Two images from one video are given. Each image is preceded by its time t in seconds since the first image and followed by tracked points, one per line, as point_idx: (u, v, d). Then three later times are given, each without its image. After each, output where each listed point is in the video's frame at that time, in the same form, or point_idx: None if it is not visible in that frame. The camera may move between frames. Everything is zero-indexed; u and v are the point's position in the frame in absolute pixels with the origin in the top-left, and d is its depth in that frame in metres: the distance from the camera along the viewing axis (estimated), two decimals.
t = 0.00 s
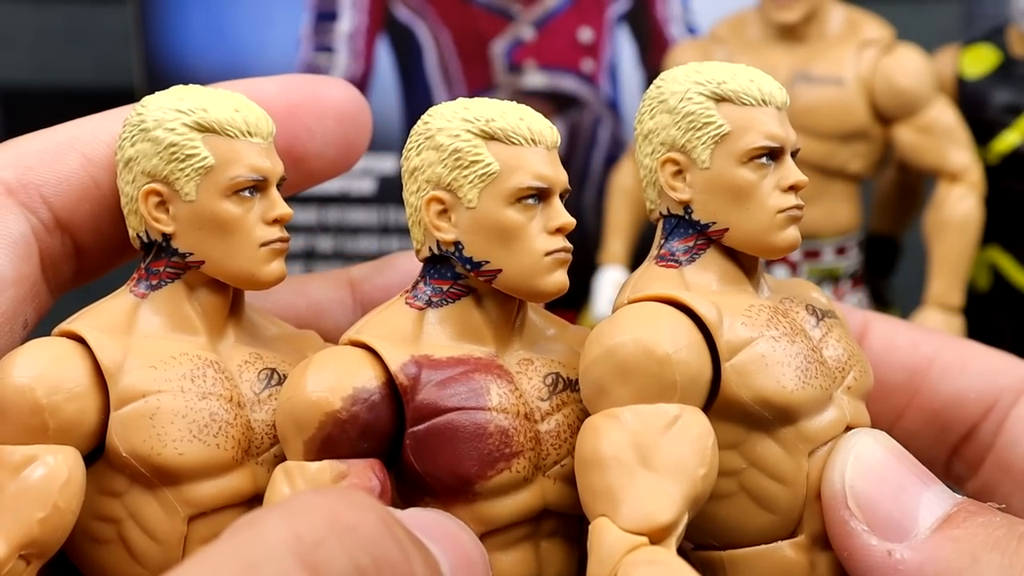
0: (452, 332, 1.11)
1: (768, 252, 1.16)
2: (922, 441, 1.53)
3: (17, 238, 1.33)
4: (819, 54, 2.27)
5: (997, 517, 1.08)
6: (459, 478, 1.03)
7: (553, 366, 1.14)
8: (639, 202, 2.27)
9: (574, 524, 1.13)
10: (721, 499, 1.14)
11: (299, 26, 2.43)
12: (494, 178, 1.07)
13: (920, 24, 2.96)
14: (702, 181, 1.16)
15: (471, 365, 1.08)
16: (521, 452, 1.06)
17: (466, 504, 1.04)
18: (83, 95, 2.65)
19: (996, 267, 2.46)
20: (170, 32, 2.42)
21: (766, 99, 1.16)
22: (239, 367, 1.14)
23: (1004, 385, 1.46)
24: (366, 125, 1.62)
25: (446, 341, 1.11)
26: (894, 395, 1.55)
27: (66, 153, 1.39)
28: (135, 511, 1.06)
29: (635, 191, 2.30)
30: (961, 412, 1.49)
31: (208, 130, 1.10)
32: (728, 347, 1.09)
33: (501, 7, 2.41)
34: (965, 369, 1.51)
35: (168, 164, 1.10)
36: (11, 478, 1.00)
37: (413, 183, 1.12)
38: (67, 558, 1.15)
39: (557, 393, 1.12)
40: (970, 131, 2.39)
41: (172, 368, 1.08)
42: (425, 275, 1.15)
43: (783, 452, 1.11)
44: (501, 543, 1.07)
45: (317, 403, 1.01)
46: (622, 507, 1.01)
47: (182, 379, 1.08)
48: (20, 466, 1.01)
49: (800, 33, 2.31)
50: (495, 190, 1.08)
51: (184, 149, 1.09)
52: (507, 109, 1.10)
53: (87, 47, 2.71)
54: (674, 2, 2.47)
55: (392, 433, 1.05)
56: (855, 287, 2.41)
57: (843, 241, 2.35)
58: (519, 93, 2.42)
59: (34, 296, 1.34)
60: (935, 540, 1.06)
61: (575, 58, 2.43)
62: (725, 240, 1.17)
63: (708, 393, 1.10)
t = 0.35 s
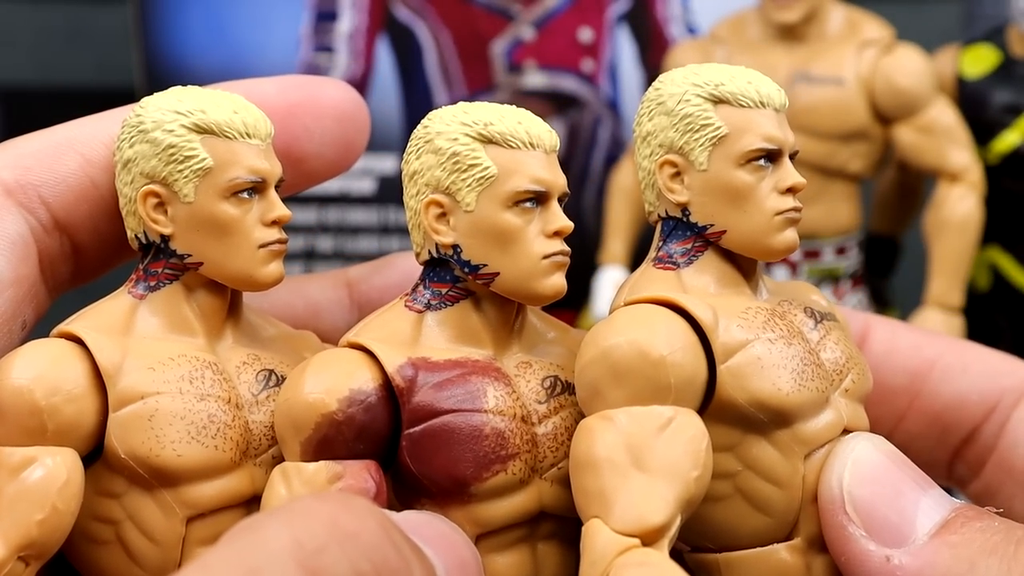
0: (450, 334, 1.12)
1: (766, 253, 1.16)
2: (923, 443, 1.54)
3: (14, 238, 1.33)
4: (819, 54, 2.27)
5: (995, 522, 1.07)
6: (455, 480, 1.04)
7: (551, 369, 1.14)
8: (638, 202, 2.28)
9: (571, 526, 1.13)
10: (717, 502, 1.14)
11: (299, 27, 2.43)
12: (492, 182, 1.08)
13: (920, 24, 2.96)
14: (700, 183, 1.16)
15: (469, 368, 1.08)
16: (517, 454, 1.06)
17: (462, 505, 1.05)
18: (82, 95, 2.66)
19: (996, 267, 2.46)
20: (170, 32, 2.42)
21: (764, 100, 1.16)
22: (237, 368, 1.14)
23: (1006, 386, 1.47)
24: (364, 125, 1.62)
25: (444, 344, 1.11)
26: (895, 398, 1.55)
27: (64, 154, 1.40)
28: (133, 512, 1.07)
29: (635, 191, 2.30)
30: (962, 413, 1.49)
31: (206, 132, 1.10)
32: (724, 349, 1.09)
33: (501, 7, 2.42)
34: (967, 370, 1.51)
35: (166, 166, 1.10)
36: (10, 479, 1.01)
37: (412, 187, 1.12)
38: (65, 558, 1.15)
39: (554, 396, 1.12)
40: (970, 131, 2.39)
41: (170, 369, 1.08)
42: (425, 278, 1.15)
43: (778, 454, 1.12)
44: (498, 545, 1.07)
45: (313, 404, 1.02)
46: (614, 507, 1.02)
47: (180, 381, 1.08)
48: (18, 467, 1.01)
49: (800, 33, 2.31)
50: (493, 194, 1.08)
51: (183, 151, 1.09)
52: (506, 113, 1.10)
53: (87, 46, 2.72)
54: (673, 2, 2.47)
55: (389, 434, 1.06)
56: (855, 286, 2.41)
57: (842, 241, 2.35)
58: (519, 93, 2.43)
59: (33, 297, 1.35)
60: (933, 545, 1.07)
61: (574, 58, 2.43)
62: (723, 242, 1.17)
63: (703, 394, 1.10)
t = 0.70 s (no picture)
0: (447, 335, 1.12)
1: (765, 255, 1.16)
2: (926, 441, 1.54)
3: (9, 242, 1.33)
4: (820, 54, 2.27)
5: (997, 521, 1.08)
6: (452, 480, 1.04)
7: (549, 369, 1.14)
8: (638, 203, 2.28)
9: (570, 527, 1.13)
10: (716, 504, 1.14)
11: (299, 27, 2.43)
12: (488, 182, 1.08)
13: (920, 24, 2.96)
14: (700, 184, 1.16)
15: (466, 368, 1.08)
16: (514, 454, 1.06)
17: (459, 505, 1.05)
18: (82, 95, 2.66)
19: (996, 266, 2.46)
20: (170, 32, 2.42)
21: (764, 101, 1.16)
22: (234, 369, 1.14)
23: (1010, 385, 1.46)
24: (357, 124, 1.62)
25: (441, 344, 1.11)
26: (898, 397, 1.54)
27: (58, 155, 1.39)
28: (130, 514, 1.07)
29: (635, 191, 2.30)
30: (966, 412, 1.49)
31: (201, 132, 1.10)
32: (722, 352, 1.09)
33: (501, 7, 2.42)
34: (971, 369, 1.50)
35: (161, 166, 1.10)
36: (7, 482, 1.01)
37: (409, 186, 1.12)
38: (62, 560, 1.16)
39: (552, 396, 1.12)
40: (970, 131, 2.39)
41: (167, 370, 1.08)
42: (422, 278, 1.15)
43: (777, 457, 1.12)
44: (495, 545, 1.07)
45: (311, 405, 1.02)
46: (612, 512, 1.02)
47: (177, 382, 1.08)
48: (15, 469, 1.01)
49: (800, 33, 2.32)
50: (490, 193, 1.08)
51: (178, 151, 1.09)
52: (503, 113, 1.10)
53: (88, 46, 2.72)
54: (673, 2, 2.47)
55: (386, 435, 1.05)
56: (855, 286, 2.41)
57: (843, 241, 2.35)
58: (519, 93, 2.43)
59: (27, 298, 1.34)
60: (936, 547, 1.06)
61: (574, 58, 2.43)
62: (723, 244, 1.18)
63: (701, 398, 1.10)
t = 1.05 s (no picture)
0: (434, 327, 1.12)
1: (756, 265, 1.16)
2: (921, 452, 1.53)
3: None
4: (819, 54, 2.28)
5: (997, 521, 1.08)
6: (439, 471, 1.04)
7: (535, 360, 1.14)
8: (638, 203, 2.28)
9: (558, 516, 1.14)
10: (711, 515, 1.14)
11: (299, 27, 2.44)
12: (473, 173, 1.08)
13: (920, 25, 2.96)
14: (688, 197, 1.16)
15: (451, 360, 1.09)
16: (501, 446, 1.06)
17: (446, 496, 1.05)
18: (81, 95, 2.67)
19: (996, 266, 2.45)
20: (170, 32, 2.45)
21: (750, 111, 1.16)
22: (221, 362, 1.15)
23: (1003, 393, 1.46)
24: (341, 120, 1.63)
25: (428, 336, 1.11)
26: (892, 407, 1.54)
27: (44, 152, 1.38)
28: (119, 507, 1.07)
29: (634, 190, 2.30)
30: (960, 421, 1.48)
31: (186, 127, 1.10)
32: (714, 364, 1.09)
33: (501, 7, 2.42)
34: (964, 378, 1.50)
35: (147, 161, 1.10)
36: None
37: (395, 180, 1.13)
38: (52, 555, 1.16)
39: (538, 387, 1.12)
40: (970, 131, 2.38)
41: (154, 364, 1.09)
42: (409, 271, 1.15)
43: (771, 467, 1.12)
44: (483, 536, 1.07)
45: (297, 398, 1.02)
46: (606, 526, 1.02)
47: (164, 376, 1.08)
48: (4, 464, 1.01)
49: (801, 33, 2.32)
50: (474, 185, 1.08)
51: (163, 146, 1.10)
52: (486, 105, 1.11)
53: (88, 47, 2.73)
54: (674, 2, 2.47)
55: (372, 428, 1.06)
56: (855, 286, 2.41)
57: (843, 241, 2.35)
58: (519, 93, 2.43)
59: (13, 295, 1.38)
60: (937, 549, 1.07)
61: (574, 58, 2.43)
62: (712, 255, 1.18)
63: (694, 411, 1.10)
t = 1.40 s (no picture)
0: (432, 324, 1.12)
1: (756, 278, 1.16)
2: (921, 462, 1.53)
3: None
4: (819, 54, 2.28)
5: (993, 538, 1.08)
6: (438, 468, 1.04)
7: (533, 357, 1.14)
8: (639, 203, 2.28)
9: (555, 513, 1.14)
10: (713, 526, 1.14)
11: (299, 26, 2.44)
12: (471, 171, 1.08)
13: (920, 25, 2.96)
14: (687, 211, 1.16)
15: (450, 357, 1.09)
16: (500, 443, 1.06)
17: (446, 494, 1.05)
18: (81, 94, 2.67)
19: (996, 266, 2.45)
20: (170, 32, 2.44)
21: (747, 125, 1.16)
22: (220, 360, 1.15)
23: (1001, 403, 1.46)
24: (339, 117, 1.63)
25: (427, 333, 1.11)
26: (891, 419, 1.53)
27: (42, 148, 1.39)
28: (118, 506, 1.07)
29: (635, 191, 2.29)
30: (959, 433, 1.48)
31: (184, 124, 1.10)
32: (715, 374, 1.09)
33: (501, 7, 2.42)
34: (963, 388, 1.50)
35: (145, 159, 1.10)
36: None
37: (393, 177, 1.12)
38: (51, 554, 1.16)
39: (537, 384, 1.12)
40: (970, 131, 2.38)
41: (153, 362, 1.09)
42: (406, 268, 1.15)
43: (774, 478, 1.11)
44: (482, 533, 1.08)
45: (296, 395, 1.02)
46: (609, 535, 1.02)
47: (163, 374, 1.08)
48: (3, 462, 1.01)
49: (801, 33, 2.32)
50: (473, 182, 1.08)
51: (161, 143, 1.10)
52: (484, 102, 1.10)
53: (88, 47, 2.73)
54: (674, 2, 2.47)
55: (371, 425, 1.06)
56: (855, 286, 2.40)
57: (843, 241, 2.35)
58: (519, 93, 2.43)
59: (13, 293, 1.38)
60: (939, 562, 1.07)
61: (575, 58, 2.43)
62: (712, 268, 1.18)
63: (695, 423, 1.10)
